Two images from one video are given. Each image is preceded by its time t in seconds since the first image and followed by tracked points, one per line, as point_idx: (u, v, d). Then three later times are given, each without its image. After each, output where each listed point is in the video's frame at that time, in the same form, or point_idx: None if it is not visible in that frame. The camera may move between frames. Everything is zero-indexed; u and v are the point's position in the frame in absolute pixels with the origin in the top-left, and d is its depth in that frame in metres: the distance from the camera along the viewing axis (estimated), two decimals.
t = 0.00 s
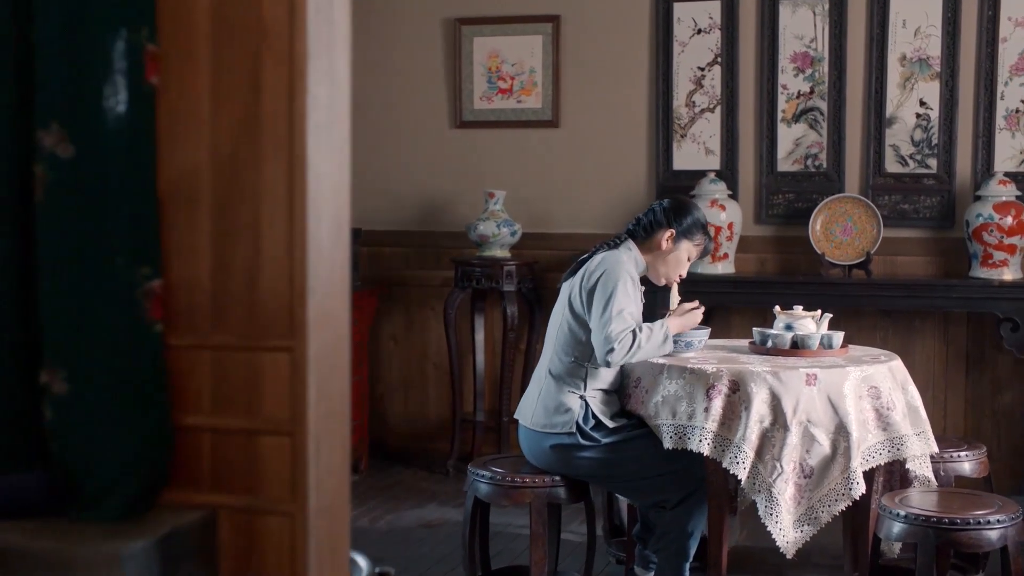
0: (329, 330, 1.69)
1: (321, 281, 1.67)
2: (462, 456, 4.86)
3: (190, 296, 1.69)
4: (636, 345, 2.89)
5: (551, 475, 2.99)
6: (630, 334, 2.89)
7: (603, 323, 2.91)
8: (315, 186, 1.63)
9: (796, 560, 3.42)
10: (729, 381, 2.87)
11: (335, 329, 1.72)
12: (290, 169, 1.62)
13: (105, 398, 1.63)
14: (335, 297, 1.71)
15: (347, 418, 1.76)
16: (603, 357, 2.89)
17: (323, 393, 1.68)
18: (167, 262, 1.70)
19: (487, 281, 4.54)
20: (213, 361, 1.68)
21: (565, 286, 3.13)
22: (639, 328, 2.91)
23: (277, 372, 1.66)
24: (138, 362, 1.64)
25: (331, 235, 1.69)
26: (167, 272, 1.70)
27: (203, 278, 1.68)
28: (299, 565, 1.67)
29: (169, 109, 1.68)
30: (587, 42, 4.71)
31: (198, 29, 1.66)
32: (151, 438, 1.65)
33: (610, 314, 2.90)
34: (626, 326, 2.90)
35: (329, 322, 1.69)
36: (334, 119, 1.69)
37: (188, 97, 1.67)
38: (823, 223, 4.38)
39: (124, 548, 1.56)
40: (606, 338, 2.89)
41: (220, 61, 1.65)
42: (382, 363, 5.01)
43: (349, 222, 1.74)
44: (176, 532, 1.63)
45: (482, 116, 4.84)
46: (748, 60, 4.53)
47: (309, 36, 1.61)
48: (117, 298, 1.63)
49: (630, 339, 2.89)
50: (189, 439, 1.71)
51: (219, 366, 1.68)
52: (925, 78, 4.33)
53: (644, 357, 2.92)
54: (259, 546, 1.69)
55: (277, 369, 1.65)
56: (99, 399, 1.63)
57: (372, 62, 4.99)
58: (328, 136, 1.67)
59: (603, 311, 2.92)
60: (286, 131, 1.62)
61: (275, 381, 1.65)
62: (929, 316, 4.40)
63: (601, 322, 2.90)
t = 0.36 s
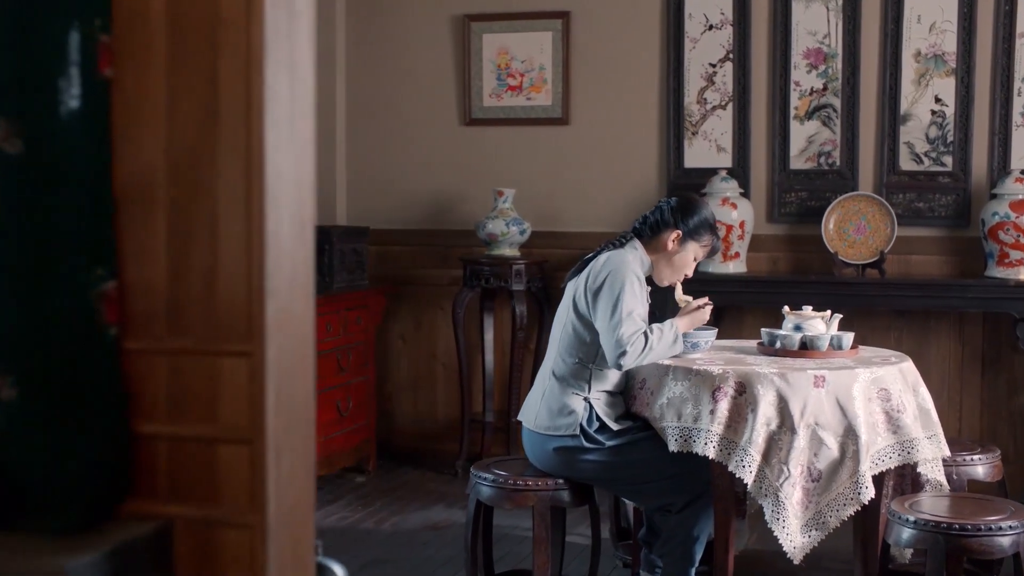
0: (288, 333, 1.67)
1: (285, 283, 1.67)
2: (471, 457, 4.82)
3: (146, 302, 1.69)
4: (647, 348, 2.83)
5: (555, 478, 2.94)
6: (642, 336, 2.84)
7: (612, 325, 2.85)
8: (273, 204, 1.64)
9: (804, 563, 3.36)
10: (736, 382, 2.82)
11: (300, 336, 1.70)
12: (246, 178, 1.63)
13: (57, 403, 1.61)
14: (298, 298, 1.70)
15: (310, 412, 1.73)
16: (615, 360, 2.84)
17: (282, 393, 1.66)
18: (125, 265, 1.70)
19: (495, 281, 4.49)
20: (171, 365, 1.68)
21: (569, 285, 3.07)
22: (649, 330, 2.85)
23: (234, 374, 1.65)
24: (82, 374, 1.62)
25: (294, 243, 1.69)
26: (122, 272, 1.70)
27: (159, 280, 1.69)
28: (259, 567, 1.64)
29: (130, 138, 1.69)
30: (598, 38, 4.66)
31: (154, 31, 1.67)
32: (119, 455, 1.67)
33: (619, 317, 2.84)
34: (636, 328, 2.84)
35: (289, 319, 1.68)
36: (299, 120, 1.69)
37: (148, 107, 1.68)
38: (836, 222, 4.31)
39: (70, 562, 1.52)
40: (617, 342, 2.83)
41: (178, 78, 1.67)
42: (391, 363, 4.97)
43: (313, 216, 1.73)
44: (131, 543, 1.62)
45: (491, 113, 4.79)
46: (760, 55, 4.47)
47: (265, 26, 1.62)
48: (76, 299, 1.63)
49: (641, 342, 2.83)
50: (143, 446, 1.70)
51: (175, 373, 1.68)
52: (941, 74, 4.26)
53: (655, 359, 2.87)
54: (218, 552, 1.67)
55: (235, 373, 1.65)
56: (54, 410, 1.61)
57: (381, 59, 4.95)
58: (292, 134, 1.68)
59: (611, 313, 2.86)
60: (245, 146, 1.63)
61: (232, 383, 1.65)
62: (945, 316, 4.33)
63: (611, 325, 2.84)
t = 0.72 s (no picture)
0: (266, 347, 0.99)
1: (253, 275, 0.98)
2: (490, 458, 4.77)
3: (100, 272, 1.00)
4: (662, 349, 2.78)
5: (568, 481, 2.89)
6: (656, 337, 2.78)
7: (626, 326, 2.80)
8: (243, 143, 0.95)
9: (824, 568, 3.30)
10: (752, 385, 2.76)
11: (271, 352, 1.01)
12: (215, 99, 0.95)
13: None
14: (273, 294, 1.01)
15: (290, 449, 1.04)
16: (629, 362, 2.79)
17: (253, 428, 0.98)
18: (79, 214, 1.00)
19: (514, 281, 4.45)
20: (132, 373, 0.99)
21: (584, 286, 3.02)
22: (663, 330, 2.80)
23: (208, 392, 0.97)
24: (53, 376, 0.97)
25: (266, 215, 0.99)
26: (88, 264, 1.00)
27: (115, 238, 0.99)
28: None
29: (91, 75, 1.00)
30: (619, 35, 4.61)
31: None
32: None
33: (633, 318, 2.79)
34: (650, 329, 2.79)
35: (265, 332, 0.99)
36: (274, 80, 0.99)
37: None
38: (859, 221, 4.25)
39: None
40: (630, 343, 2.78)
41: None
42: (409, 363, 4.93)
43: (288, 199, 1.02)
44: None
45: (510, 111, 4.75)
46: (782, 53, 4.41)
47: None
48: None
49: (655, 343, 2.78)
50: (106, 469, 1.01)
51: (141, 389, 0.99)
52: (966, 71, 4.19)
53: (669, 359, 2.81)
54: None
55: (202, 393, 0.97)
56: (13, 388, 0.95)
57: (400, 56, 4.91)
58: (265, 116, 0.98)
59: (625, 314, 2.81)
60: (213, 50, 0.95)
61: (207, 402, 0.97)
62: (970, 317, 4.26)
63: (625, 326, 2.79)
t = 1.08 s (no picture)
0: (236, 348, 1.17)
1: (224, 281, 1.16)
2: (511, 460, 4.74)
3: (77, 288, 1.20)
4: (676, 352, 2.73)
5: (583, 485, 2.84)
6: (670, 339, 2.74)
7: (640, 328, 2.76)
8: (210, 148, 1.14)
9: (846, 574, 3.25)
10: (770, 388, 2.71)
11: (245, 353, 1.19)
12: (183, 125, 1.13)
13: None
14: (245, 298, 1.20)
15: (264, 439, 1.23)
16: (642, 364, 2.74)
17: (226, 426, 1.16)
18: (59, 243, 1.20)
19: (534, 281, 4.40)
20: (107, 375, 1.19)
21: (600, 287, 2.97)
22: (677, 333, 2.76)
23: (174, 391, 1.16)
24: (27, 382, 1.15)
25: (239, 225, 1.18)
26: (57, 273, 1.20)
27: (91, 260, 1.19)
28: None
29: (59, 82, 1.20)
30: (640, 33, 4.56)
31: None
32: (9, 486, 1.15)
33: (648, 319, 2.74)
34: (665, 331, 2.74)
35: (236, 333, 1.18)
36: (244, 92, 1.18)
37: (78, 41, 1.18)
38: (884, 221, 4.19)
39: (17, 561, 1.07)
40: (644, 345, 2.74)
41: None
42: (429, 364, 4.90)
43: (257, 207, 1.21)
44: None
45: (531, 110, 4.71)
46: (806, 49, 4.35)
47: None
48: None
49: (669, 345, 2.73)
50: (79, 468, 1.20)
51: (110, 387, 1.19)
52: (994, 68, 4.12)
53: (683, 362, 2.77)
54: None
55: (171, 395, 1.16)
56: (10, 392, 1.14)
57: (420, 55, 4.88)
58: (234, 118, 1.16)
59: (640, 315, 2.77)
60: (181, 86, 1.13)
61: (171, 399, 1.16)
62: (998, 319, 4.19)
63: (638, 327, 2.75)
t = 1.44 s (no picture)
0: (200, 351, 1.33)
1: (188, 291, 1.31)
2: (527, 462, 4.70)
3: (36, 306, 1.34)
4: (686, 356, 2.68)
5: (594, 489, 2.80)
6: (681, 343, 2.69)
7: (651, 331, 2.71)
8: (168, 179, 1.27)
9: None
10: (784, 392, 2.66)
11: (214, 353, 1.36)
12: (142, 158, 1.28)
13: None
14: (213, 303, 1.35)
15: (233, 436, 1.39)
16: (652, 368, 2.70)
17: (190, 426, 1.31)
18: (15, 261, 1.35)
19: (551, 282, 4.36)
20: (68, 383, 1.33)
21: (611, 287, 2.93)
22: (689, 336, 2.71)
23: (136, 402, 1.30)
24: None
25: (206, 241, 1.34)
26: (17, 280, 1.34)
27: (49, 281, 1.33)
28: None
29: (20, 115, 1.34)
30: (659, 31, 4.51)
31: None
32: (1, 485, 1.33)
33: (659, 322, 2.70)
34: (676, 334, 2.70)
35: (201, 338, 1.33)
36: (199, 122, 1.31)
37: (36, 86, 1.33)
38: (905, 221, 4.12)
39: None
40: (655, 348, 2.69)
41: (73, 41, 1.31)
42: (445, 365, 4.87)
43: (224, 216, 1.36)
44: None
45: (549, 109, 4.67)
46: (826, 46, 4.29)
47: None
48: None
49: (679, 349, 2.69)
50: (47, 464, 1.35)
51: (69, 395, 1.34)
52: (1018, 65, 4.05)
53: (695, 366, 2.72)
54: None
55: (136, 401, 1.30)
56: None
57: (437, 54, 4.85)
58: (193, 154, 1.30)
59: (651, 318, 2.72)
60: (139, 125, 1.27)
61: (134, 414, 1.30)
62: (1021, 321, 4.13)
63: (649, 331, 2.71)
